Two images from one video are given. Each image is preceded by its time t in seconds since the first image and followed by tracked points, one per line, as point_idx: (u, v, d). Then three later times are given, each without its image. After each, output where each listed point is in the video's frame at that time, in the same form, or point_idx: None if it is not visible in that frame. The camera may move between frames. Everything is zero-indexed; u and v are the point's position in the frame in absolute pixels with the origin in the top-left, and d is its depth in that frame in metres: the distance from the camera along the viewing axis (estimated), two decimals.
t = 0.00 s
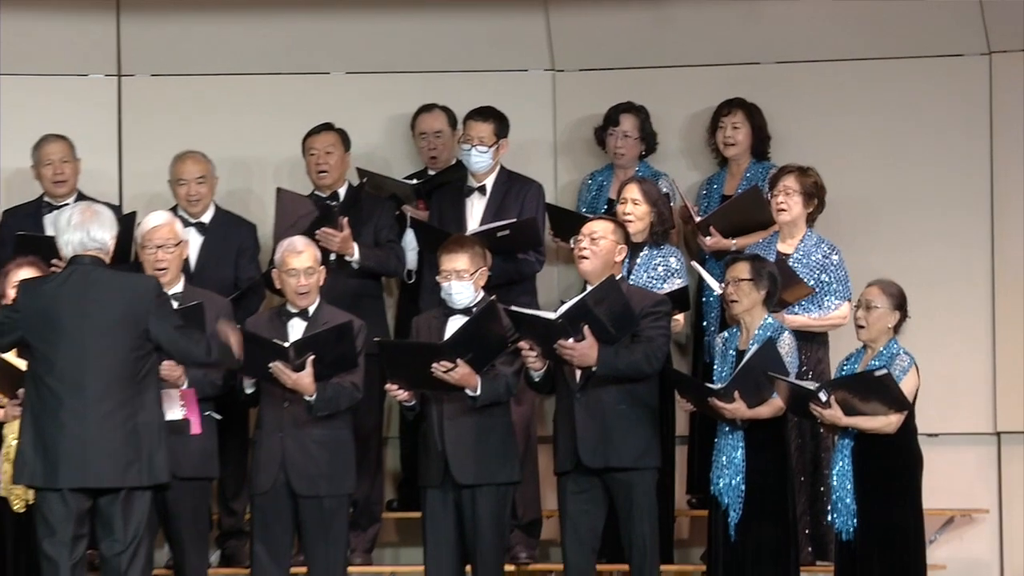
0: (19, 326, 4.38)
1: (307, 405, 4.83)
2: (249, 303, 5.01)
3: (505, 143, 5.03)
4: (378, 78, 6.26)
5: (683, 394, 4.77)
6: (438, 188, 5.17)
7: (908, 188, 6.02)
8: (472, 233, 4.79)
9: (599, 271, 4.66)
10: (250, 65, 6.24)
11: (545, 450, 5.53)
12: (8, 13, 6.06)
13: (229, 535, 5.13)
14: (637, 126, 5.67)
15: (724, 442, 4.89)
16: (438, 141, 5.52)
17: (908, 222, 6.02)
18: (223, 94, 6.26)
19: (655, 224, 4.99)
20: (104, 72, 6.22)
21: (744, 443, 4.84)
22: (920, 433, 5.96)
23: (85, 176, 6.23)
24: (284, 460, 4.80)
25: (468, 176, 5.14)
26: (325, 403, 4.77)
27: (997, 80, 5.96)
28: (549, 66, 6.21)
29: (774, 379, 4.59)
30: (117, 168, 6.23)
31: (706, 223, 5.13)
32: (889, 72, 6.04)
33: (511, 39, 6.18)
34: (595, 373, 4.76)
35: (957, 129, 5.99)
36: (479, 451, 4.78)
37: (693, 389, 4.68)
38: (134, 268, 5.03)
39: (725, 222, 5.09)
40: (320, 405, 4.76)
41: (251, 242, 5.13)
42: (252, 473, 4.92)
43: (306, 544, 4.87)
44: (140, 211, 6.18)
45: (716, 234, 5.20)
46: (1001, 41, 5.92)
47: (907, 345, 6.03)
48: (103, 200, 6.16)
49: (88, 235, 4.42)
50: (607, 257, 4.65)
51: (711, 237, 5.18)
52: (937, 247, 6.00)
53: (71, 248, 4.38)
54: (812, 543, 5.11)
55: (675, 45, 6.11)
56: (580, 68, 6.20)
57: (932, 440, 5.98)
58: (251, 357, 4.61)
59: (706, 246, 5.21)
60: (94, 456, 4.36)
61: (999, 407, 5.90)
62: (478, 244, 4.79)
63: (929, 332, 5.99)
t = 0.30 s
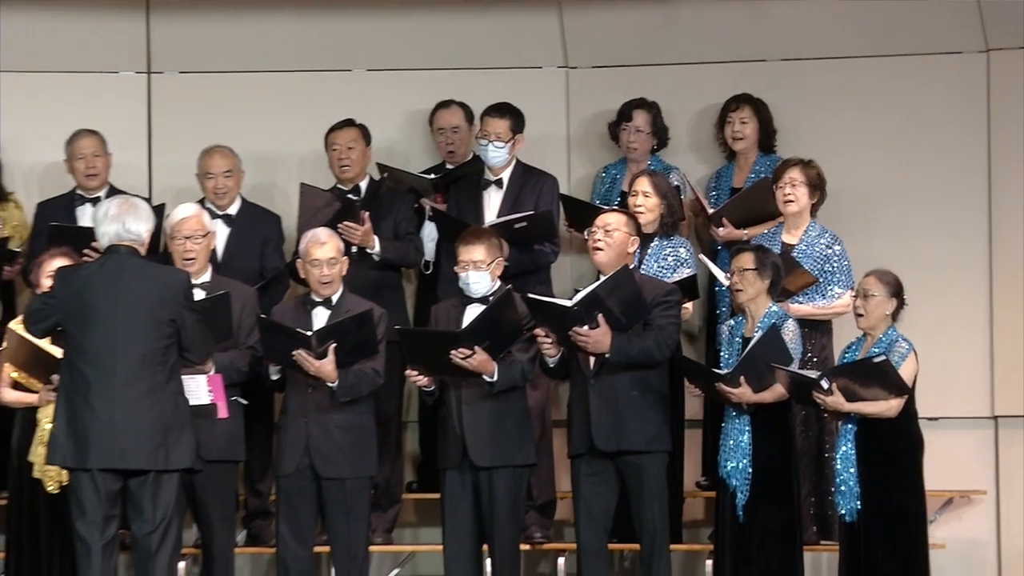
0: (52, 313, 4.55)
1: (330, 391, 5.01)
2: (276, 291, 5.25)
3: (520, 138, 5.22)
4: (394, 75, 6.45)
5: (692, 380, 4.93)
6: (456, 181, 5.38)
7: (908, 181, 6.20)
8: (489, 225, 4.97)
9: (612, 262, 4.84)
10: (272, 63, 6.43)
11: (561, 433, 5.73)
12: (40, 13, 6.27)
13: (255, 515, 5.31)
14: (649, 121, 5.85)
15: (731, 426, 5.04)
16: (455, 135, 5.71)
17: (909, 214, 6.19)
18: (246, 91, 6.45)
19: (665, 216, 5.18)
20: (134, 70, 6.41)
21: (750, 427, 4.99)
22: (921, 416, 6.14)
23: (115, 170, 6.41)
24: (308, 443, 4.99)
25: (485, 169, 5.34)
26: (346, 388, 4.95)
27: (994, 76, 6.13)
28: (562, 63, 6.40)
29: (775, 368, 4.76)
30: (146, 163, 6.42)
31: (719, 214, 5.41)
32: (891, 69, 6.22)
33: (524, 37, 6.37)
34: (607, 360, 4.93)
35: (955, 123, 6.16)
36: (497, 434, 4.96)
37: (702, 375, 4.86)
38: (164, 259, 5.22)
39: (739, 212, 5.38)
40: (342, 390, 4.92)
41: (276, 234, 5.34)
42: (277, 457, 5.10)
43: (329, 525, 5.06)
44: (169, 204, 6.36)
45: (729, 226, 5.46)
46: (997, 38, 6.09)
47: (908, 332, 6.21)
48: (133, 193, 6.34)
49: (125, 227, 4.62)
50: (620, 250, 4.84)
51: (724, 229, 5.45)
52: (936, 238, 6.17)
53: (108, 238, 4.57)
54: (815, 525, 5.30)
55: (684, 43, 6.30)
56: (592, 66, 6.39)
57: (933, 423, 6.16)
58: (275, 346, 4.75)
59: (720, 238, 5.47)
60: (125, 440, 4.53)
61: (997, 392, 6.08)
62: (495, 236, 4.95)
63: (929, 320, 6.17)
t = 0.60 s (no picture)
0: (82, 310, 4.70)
1: (348, 381, 5.22)
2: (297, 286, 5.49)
3: (532, 139, 5.46)
4: (409, 77, 6.66)
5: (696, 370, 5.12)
6: (469, 180, 5.62)
7: (905, 180, 6.40)
8: (503, 223, 5.15)
9: (619, 258, 5.04)
10: (291, 65, 6.63)
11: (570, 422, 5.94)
12: (67, 17, 6.47)
13: (276, 501, 5.51)
14: (655, 122, 6.05)
15: (733, 415, 5.24)
16: (470, 135, 5.92)
17: (907, 211, 6.39)
18: (267, 92, 6.65)
19: (670, 213, 5.39)
20: (160, 72, 6.60)
21: (751, 416, 5.19)
22: (916, 405, 6.35)
23: (142, 168, 6.58)
24: (327, 431, 5.19)
25: (498, 168, 5.59)
26: (364, 379, 5.16)
27: (987, 78, 6.33)
28: (572, 66, 6.60)
29: (777, 357, 4.94)
30: (173, 162, 6.59)
31: (730, 212, 5.55)
32: (888, 72, 6.41)
33: (535, 40, 6.58)
34: (614, 352, 5.13)
35: (950, 124, 6.37)
36: (510, 422, 5.17)
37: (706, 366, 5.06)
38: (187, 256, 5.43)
39: (749, 211, 5.54)
40: (361, 381, 5.13)
41: (297, 232, 5.55)
42: (298, 445, 5.31)
43: (348, 510, 5.27)
44: (194, 202, 6.55)
45: (739, 222, 5.60)
46: (991, 42, 6.30)
47: (904, 324, 6.41)
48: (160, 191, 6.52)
49: (151, 225, 4.80)
50: (626, 246, 5.03)
51: (734, 226, 5.60)
52: (932, 234, 6.38)
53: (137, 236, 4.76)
54: (816, 511, 5.51)
55: (689, 46, 6.51)
56: (601, 68, 6.59)
57: (928, 412, 6.36)
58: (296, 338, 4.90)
59: (730, 234, 5.62)
60: (151, 429, 4.69)
61: (990, 381, 6.29)
62: (508, 233, 5.16)
63: (927, 313, 6.37)
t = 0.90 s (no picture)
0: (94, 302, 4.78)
1: (362, 370, 5.40)
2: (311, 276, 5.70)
3: (538, 135, 5.65)
4: (418, 75, 6.84)
5: (696, 357, 5.31)
6: (477, 174, 5.84)
7: (898, 174, 6.58)
8: (510, 216, 5.34)
9: (616, 249, 5.23)
10: (305, 63, 6.82)
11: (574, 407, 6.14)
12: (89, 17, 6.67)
13: (291, 483, 5.71)
14: (655, 118, 6.23)
15: (732, 400, 5.43)
16: (478, 131, 6.10)
17: (903, 204, 6.57)
18: (283, 89, 6.84)
19: (671, 206, 5.58)
20: (180, 70, 6.79)
21: (749, 402, 5.38)
22: (909, 392, 6.53)
23: (164, 162, 6.78)
24: (340, 417, 5.38)
25: (505, 162, 5.81)
26: (379, 368, 5.34)
27: (978, 75, 6.52)
28: (577, 64, 6.80)
29: (773, 344, 5.10)
30: (192, 154, 6.79)
31: (731, 206, 5.71)
32: (882, 69, 6.60)
33: (540, 39, 6.78)
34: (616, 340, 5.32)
35: (941, 120, 6.55)
36: (517, 407, 5.36)
37: (705, 353, 5.26)
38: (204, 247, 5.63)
39: (749, 204, 5.70)
40: (375, 371, 5.32)
41: (311, 224, 5.75)
42: (311, 429, 5.50)
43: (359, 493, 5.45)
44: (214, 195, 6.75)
45: (740, 215, 5.77)
46: (981, 40, 6.49)
47: (898, 314, 6.60)
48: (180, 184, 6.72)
49: (176, 222, 4.90)
50: (620, 236, 5.22)
51: (735, 218, 5.77)
52: (924, 227, 6.56)
53: (160, 233, 4.87)
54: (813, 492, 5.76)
55: (691, 44, 6.70)
56: (606, 65, 6.78)
57: (920, 399, 6.55)
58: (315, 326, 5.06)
59: (731, 227, 5.80)
60: (168, 415, 4.81)
61: (980, 368, 6.47)
62: (514, 225, 5.34)
63: (921, 303, 6.55)
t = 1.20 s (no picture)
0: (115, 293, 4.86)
1: (373, 362, 5.60)
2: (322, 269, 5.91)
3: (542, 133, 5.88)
4: (424, 74, 7.05)
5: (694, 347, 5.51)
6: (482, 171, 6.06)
7: (889, 171, 6.79)
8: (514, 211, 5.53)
9: (620, 242, 5.43)
10: (314, 64, 7.03)
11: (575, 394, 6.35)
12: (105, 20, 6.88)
13: (303, 468, 5.92)
14: (652, 116, 6.44)
15: (728, 389, 5.64)
16: (483, 130, 6.31)
17: (894, 200, 6.78)
18: (294, 89, 7.04)
19: (669, 201, 5.82)
20: (195, 71, 6.99)
21: (744, 390, 5.59)
22: (899, 381, 6.74)
23: (182, 160, 6.99)
24: (349, 405, 5.58)
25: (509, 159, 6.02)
26: (390, 361, 5.53)
27: (965, 76, 6.71)
28: (578, 65, 7.01)
29: (767, 338, 5.31)
30: (207, 152, 7.00)
31: (725, 201, 5.87)
32: (873, 70, 6.80)
33: (542, 41, 6.98)
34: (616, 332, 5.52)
35: (930, 119, 6.75)
36: (520, 396, 5.55)
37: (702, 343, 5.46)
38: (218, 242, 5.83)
39: (743, 199, 5.87)
40: (386, 363, 5.51)
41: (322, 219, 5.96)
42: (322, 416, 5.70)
43: (368, 478, 5.64)
44: (229, 191, 6.96)
45: (735, 209, 5.91)
46: (968, 41, 6.68)
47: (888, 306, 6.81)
48: (196, 181, 6.92)
49: (195, 220, 4.99)
50: (625, 232, 5.42)
51: (730, 213, 5.91)
52: (914, 222, 6.76)
53: (178, 228, 4.96)
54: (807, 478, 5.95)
55: (689, 45, 6.90)
56: (606, 66, 6.99)
57: (910, 387, 6.76)
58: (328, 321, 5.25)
59: (726, 221, 5.92)
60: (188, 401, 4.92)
61: (967, 358, 6.67)
62: (517, 220, 5.50)
63: (911, 295, 6.76)
